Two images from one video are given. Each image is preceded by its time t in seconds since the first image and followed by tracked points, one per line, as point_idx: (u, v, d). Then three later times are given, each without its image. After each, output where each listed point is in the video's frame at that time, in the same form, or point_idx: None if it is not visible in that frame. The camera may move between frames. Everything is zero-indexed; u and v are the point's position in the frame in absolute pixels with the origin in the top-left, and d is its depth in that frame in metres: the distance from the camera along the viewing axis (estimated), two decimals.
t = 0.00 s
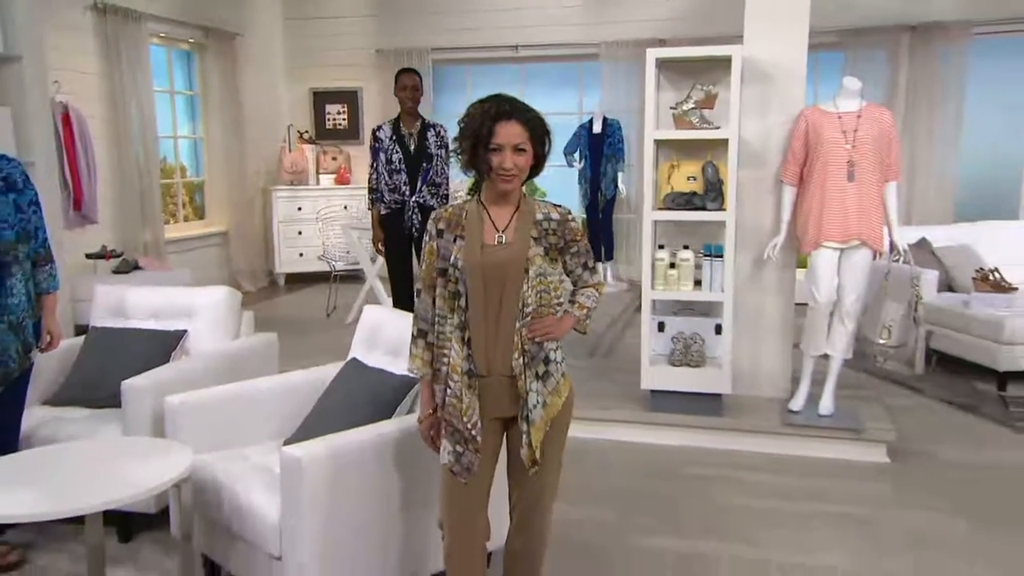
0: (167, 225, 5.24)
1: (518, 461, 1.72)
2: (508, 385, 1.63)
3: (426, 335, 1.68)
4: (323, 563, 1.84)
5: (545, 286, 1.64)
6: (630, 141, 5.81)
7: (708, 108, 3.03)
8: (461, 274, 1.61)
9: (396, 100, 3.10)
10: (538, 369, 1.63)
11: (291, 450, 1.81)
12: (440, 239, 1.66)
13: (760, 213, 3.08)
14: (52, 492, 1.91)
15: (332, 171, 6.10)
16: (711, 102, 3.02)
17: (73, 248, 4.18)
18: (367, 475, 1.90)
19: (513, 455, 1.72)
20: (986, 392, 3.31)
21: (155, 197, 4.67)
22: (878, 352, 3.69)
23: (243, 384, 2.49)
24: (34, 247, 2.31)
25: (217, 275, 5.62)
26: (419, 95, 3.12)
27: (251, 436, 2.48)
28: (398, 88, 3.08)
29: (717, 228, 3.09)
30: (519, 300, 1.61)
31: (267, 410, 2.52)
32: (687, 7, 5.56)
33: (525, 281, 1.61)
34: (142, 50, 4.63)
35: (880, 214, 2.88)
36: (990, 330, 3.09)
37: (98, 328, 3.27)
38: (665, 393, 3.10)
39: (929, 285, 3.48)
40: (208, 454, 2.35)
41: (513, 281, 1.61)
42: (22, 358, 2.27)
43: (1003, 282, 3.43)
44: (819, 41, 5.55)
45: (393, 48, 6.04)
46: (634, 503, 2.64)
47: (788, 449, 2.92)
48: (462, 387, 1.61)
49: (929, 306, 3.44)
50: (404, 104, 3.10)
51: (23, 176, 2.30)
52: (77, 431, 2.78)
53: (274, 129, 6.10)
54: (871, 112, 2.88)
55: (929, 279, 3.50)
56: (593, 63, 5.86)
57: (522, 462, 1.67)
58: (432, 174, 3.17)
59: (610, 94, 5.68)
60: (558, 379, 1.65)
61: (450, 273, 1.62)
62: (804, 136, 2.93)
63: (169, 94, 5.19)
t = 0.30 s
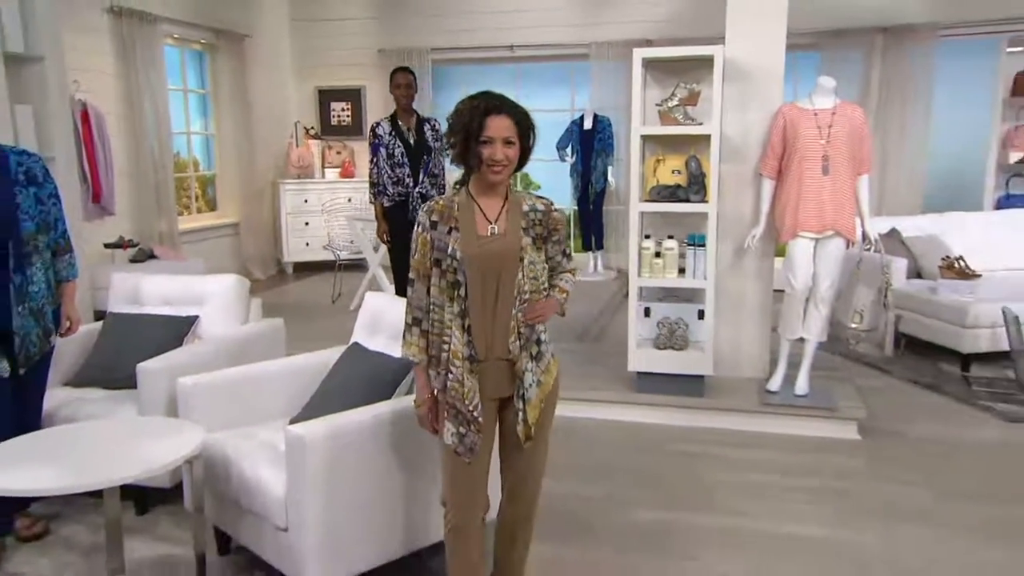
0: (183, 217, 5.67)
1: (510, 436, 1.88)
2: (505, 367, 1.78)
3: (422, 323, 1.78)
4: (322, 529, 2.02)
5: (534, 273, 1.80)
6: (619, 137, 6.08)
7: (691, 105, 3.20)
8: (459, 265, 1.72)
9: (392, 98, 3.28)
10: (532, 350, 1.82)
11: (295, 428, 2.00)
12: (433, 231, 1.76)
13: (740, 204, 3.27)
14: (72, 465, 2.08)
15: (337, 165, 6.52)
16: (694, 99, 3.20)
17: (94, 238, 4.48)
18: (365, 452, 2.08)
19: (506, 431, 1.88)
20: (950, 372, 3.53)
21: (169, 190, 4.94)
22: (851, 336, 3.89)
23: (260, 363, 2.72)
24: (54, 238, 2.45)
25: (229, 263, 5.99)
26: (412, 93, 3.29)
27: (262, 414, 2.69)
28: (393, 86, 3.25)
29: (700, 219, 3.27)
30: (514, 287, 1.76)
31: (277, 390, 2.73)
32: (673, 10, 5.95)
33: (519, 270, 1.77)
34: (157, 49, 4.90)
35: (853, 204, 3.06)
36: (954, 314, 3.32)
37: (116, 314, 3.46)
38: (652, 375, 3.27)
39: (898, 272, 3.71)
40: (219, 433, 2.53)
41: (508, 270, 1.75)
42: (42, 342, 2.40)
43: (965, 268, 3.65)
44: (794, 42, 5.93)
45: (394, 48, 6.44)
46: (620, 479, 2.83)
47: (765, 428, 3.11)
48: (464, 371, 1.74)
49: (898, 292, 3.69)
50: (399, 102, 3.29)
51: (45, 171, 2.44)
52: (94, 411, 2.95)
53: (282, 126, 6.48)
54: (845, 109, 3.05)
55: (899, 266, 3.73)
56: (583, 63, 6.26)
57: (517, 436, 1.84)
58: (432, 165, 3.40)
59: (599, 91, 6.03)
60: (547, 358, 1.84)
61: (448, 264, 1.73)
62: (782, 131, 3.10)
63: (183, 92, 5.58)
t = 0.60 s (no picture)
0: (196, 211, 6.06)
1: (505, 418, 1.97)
2: (500, 353, 1.88)
3: (419, 315, 1.84)
4: (327, 501, 2.22)
5: (523, 264, 1.91)
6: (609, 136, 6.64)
7: (676, 105, 3.39)
8: (455, 259, 1.79)
9: (394, 99, 3.47)
10: (523, 336, 1.92)
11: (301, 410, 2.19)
12: (427, 225, 1.82)
13: (722, 198, 3.46)
14: (94, 442, 2.25)
15: (342, 163, 6.93)
16: (679, 99, 3.39)
17: (113, 231, 4.78)
18: (365, 432, 2.27)
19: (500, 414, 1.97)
20: (918, 356, 3.75)
21: (184, 186, 5.26)
22: (826, 323, 4.12)
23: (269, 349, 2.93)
24: (75, 231, 2.58)
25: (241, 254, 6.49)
26: (413, 94, 3.48)
27: (270, 396, 2.90)
28: (395, 88, 3.44)
29: (685, 213, 3.47)
30: (506, 278, 1.86)
31: (284, 374, 2.93)
32: (656, 17, 6.40)
33: (511, 262, 1.86)
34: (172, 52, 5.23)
35: (829, 199, 3.24)
36: (922, 302, 3.51)
37: (133, 304, 3.66)
38: (638, 360, 3.47)
39: (870, 262, 3.90)
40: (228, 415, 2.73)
41: (501, 262, 1.85)
42: (64, 329, 2.54)
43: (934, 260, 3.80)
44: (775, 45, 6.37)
45: (397, 52, 6.91)
46: (608, 458, 3.02)
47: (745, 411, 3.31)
48: (463, 359, 1.82)
49: (871, 282, 3.89)
50: (401, 103, 3.48)
51: (65, 167, 2.56)
52: (112, 394, 3.14)
53: (290, 124, 6.89)
54: (822, 109, 3.23)
55: (871, 258, 3.92)
56: (575, 65, 6.75)
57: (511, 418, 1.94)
58: (432, 163, 3.58)
59: (591, 92, 6.57)
60: (536, 344, 1.95)
61: (445, 258, 1.79)
62: (761, 130, 3.28)
63: (195, 93, 5.99)
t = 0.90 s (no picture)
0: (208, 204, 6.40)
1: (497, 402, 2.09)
2: (492, 340, 1.99)
3: (415, 307, 1.95)
4: (331, 479, 2.41)
5: (513, 254, 2.00)
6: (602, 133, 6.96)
7: (664, 104, 3.58)
8: (449, 252, 1.90)
9: (396, 99, 3.65)
10: (514, 324, 2.02)
11: (308, 395, 2.38)
12: (422, 220, 1.92)
13: (707, 193, 3.65)
14: (111, 420, 2.41)
15: (346, 159, 7.26)
16: (667, 99, 3.57)
17: (130, 224, 5.04)
18: (366, 414, 2.46)
19: (493, 398, 2.09)
20: (891, 343, 3.97)
21: (196, 182, 5.51)
22: (805, 310, 4.34)
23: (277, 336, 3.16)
24: (93, 224, 2.66)
25: (251, 246, 6.78)
26: (415, 94, 3.65)
27: (276, 381, 3.10)
28: (397, 89, 3.62)
29: (671, 207, 3.66)
30: (498, 270, 1.96)
31: (289, 360, 3.12)
32: (645, 19, 6.68)
33: (502, 254, 1.96)
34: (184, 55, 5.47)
35: (807, 194, 3.43)
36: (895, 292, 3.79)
37: (148, 293, 3.85)
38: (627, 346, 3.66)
39: (847, 254, 4.14)
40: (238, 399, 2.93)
41: (493, 254, 1.94)
42: (83, 317, 2.62)
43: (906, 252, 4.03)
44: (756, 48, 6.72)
45: (398, 53, 7.20)
46: (597, 440, 3.21)
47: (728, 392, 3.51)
48: (457, 348, 1.93)
49: (847, 272, 4.18)
50: (403, 103, 3.66)
51: (83, 163, 2.64)
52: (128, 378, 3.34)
53: (297, 120, 7.26)
54: (801, 109, 3.41)
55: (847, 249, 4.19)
56: (569, 66, 7.05)
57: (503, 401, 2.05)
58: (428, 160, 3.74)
59: (584, 93, 6.84)
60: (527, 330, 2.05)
61: (438, 252, 1.90)
62: (745, 128, 3.44)
63: (207, 93, 6.27)
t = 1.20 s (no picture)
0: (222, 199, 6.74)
1: (490, 385, 2.28)
2: (483, 327, 2.17)
3: (411, 297, 2.12)
4: (335, 459, 2.61)
5: (502, 245, 2.19)
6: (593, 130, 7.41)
7: (652, 103, 3.77)
8: (443, 245, 2.07)
9: (398, 98, 3.85)
10: (505, 311, 2.21)
11: (312, 380, 2.58)
12: (416, 214, 2.09)
13: (693, 187, 3.85)
14: (127, 403, 2.59)
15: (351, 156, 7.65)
16: (655, 98, 3.76)
17: (146, 218, 5.34)
18: (367, 397, 2.66)
19: (485, 381, 2.28)
20: (867, 331, 4.22)
21: (209, 178, 5.84)
22: (786, 299, 4.65)
23: (284, 324, 3.36)
24: (110, 219, 2.84)
25: (261, 239, 7.16)
26: (416, 93, 3.85)
27: (282, 369, 3.30)
28: (400, 88, 3.81)
29: (659, 201, 3.86)
30: (488, 261, 2.14)
31: (296, 347, 3.34)
32: (632, 25, 7.14)
33: (492, 245, 2.14)
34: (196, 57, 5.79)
35: (788, 189, 3.62)
36: (869, 281, 4.08)
37: (162, 284, 4.06)
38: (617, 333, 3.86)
39: (826, 246, 4.48)
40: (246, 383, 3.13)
41: (484, 246, 2.12)
42: (101, 306, 2.82)
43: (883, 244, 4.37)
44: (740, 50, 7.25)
45: (400, 54, 7.66)
46: (589, 423, 3.41)
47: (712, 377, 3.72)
48: (451, 336, 2.11)
49: (826, 263, 4.49)
50: (405, 102, 3.85)
51: (101, 160, 2.82)
52: (144, 363, 3.53)
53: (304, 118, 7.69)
54: (781, 108, 3.59)
55: (827, 242, 4.50)
56: (562, 66, 7.52)
57: (495, 384, 2.24)
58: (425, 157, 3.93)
59: (577, 91, 7.38)
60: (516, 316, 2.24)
61: (433, 245, 2.07)
62: (729, 125, 3.63)
63: (218, 93, 6.58)
